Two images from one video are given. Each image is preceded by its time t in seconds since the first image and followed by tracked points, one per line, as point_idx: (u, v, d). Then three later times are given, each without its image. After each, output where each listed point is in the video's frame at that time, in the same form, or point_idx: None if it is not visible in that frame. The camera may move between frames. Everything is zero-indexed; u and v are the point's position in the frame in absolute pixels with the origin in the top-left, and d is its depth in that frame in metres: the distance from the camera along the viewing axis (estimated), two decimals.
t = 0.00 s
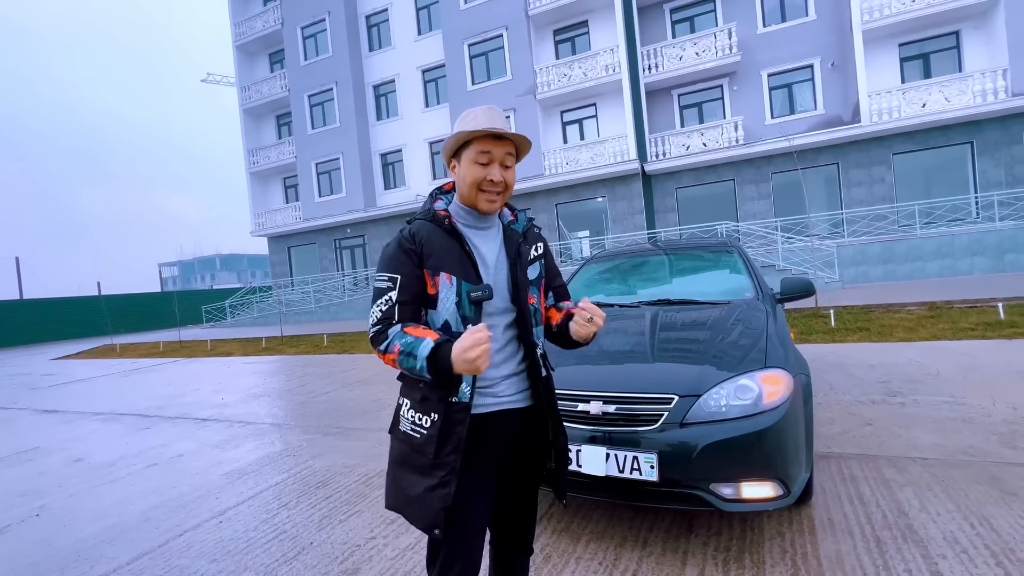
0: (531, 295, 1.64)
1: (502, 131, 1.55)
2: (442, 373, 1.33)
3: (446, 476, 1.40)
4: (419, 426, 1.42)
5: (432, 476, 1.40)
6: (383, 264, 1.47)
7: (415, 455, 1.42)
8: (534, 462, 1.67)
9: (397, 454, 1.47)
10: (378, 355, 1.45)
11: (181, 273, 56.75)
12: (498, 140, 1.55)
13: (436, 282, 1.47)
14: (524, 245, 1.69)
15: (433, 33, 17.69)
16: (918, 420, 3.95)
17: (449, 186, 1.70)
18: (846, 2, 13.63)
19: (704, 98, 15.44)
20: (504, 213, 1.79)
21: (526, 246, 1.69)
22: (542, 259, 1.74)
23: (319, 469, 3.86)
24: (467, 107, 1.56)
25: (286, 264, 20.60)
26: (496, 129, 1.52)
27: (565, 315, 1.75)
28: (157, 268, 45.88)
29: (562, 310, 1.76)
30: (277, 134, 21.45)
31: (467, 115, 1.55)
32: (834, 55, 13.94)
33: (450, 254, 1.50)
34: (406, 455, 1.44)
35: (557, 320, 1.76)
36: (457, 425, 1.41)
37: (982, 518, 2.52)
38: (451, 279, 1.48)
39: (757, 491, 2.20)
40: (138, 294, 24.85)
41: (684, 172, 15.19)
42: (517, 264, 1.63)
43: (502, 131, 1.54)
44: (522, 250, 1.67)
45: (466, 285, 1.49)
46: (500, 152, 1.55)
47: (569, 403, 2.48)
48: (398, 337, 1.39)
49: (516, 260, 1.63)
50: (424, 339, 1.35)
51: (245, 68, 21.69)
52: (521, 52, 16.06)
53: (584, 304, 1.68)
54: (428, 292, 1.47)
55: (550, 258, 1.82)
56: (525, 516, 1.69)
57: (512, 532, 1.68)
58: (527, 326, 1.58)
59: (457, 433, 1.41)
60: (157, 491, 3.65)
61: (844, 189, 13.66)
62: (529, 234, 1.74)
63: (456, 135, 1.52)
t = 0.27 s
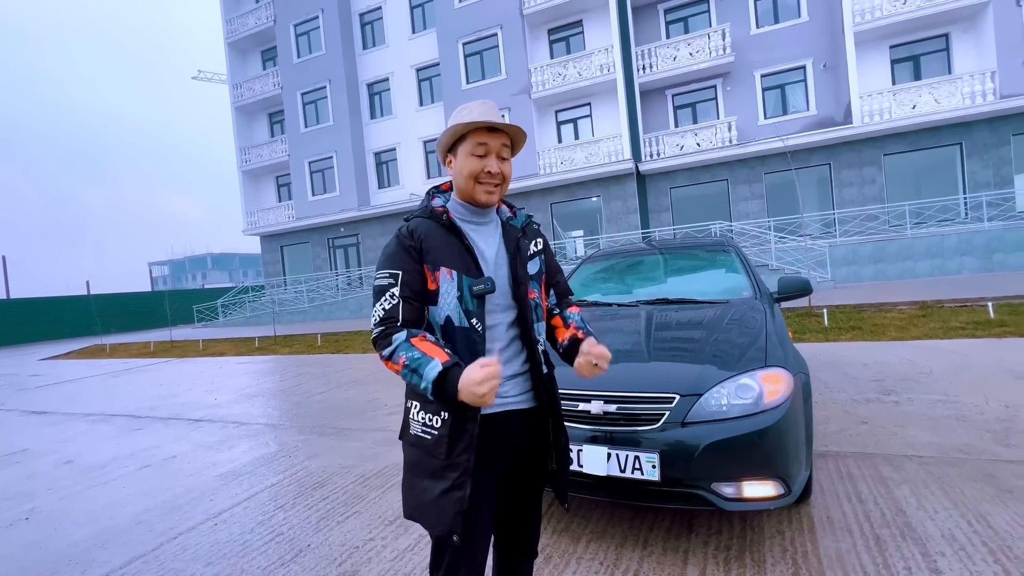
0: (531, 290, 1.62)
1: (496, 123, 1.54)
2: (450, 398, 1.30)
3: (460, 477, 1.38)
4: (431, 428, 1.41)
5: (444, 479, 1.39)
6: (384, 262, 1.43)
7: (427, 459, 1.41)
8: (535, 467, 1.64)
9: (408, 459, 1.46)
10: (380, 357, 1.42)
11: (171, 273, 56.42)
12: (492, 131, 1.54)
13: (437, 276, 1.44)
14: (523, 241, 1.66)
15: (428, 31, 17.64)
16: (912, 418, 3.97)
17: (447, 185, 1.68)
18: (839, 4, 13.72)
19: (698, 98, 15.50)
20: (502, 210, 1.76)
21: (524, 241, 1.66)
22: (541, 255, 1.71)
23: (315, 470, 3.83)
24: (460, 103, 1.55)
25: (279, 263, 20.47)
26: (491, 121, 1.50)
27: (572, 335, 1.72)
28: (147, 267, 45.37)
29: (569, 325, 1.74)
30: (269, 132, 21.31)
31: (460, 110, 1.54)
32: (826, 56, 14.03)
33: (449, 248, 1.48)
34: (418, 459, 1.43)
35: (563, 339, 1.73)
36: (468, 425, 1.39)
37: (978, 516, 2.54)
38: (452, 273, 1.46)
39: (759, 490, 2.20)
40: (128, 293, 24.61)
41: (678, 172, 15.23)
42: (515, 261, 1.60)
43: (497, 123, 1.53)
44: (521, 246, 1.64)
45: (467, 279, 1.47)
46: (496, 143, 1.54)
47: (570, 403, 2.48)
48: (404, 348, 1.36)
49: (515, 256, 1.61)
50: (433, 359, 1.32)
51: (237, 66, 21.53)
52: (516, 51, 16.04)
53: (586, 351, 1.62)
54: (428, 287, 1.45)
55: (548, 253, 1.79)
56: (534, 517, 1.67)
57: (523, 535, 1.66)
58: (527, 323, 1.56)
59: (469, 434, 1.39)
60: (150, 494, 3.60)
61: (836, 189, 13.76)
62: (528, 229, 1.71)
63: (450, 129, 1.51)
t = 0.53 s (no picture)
0: (540, 291, 1.62)
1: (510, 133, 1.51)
2: (445, 378, 1.29)
3: (462, 480, 1.37)
4: (431, 429, 1.39)
5: (445, 481, 1.37)
6: (384, 261, 1.41)
7: (427, 461, 1.39)
8: (537, 470, 1.62)
9: (406, 460, 1.44)
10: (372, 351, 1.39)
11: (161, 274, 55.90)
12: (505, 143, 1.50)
13: (442, 278, 1.42)
14: (534, 241, 1.66)
15: (422, 30, 17.59)
16: (907, 418, 3.99)
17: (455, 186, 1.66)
18: (831, 6, 13.83)
19: (691, 99, 15.56)
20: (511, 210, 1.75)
21: (535, 241, 1.67)
22: (549, 256, 1.71)
23: (311, 472, 3.80)
24: (475, 107, 1.52)
25: (271, 262, 20.33)
26: (507, 133, 1.47)
27: (565, 313, 1.72)
28: (137, 267, 44.80)
29: (564, 307, 1.73)
30: (261, 131, 21.16)
31: (476, 115, 1.50)
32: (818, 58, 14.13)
33: (453, 250, 1.46)
34: (417, 460, 1.41)
35: (558, 319, 1.72)
36: (471, 426, 1.38)
37: (976, 514, 2.56)
38: (458, 275, 1.43)
39: (761, 491, 2.20)
40: (117, 293, 24.34)
41: (672, 173, 15.29)
42: (526, 261, 1.60)
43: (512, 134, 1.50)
44: (532, 247, 1.64)
45: (473, 281, 1.45)
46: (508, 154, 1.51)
47: (572, 403, 2.47)
48: (396, 336, 1.34)
49: (526, 256, 1.61)
50: (427, 341, 1.31)
51: (228, 64, 21.36)
52: (510, 50, 16.03)
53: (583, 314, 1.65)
54: (433, 288, 1.42)
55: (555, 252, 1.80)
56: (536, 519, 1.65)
57: (523, 538, 1.64)
58: (534, 324, 1.55)
59: (471, 436, 1.38)
60: (143, 497, 3.56)
61: (828, 191, 13.87)
62: (538, 230, 1.71)
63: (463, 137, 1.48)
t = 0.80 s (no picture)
0: (542, 289, 1.61)
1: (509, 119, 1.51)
2: (467, 386, 1.27)
3: (473, 480, 1.36)
4: (442, 430, 1.38)
5: (457, 483, 1.36)
6: (393, 263, 1.40)
7: (439, 462, 1.38)
8: (547, 468, 1.62)
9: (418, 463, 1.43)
10: (390, 358, 1.38)
11: (152, 274, 55.34)
12: (505, 127, 1.51)
13: (449, 278, 1.41)
14: (533, 240, 1.65)
15: (416, 29, 17.54)
16: (900, 416, 4.03)
17: (456, 183, 1.65)
18: (822, 8, 13.93)
19: (685, 99, 15.62)
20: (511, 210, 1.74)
21: (535, 240, 1.67)
22: (550, 254, 1.71)
23: (307, 472, 3.77)
24: (474, 100, 1.53)
25: (263, 262, 20.21)
26: (504, 117, 1.48)
27: (580, 316, 1.73)
28: (127, 265, 44.32)
29: (576, 310, 1.74)
30: (254, 129, 21.02)
31: (473, 107, 1.51)
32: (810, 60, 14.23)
33: (459, 248, 1.45)
34: (429, 463, 1.40)
35: (573, 322, 1.73)
36: (482, 427, 1.37)
37: (970, 511, 2.58)
38: (464, 273, 1.43)
39: (761, 488, 2.21)
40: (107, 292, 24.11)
41: (665, 173, 15.35)
42: (526, 260, 1.59)
43: (511, 120, 1.50)
44: (531, 246, 1.63)
45: (480, 279, 1.45)
46: (509, 140, 1.51)
47: (572, 402, 2.47)
48: (416, 343, 1.33)
49: (527, 255, 1.60)
50: (448, 349, 1.30)
51: (220, 61, 21.20)
52: (504, 50, 16.03)
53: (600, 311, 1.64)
54: (441, 288, 1.42)
55: (557, 252, 1.79)
56: (545, 518, 1.65)
57: (534, 538, 1.64)
58: (538, 322, 1.54)
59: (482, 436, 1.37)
60: (136, 498, 3.52)
61: (819, 191, 13.97)
62: (538, 228, 1.70)
63: (462, 125, 1.49)
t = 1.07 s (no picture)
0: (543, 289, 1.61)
1: (513, 119, 1.51)
2: (471, 384, 1.28)
3: (478, 478, 1.36)
4: (445, 429, 1.38)
5: (461, 481, 1.36)
6: (396, 261, 1.40)
7: (443, 461, 1.38)
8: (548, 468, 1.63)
9: (420, 462, 1.43)
10: (393, 357, 1.38)
11: (144, 274, 54.90)
12: (509, 127, 1.51)
13: (453, 276, 1.41)
14: (535, 240, 1.66)
15: (411, 29, 17.53)
16: (894, 416, 4.06)
17: (459, 182, 1.65)
18: (816, 12, 14.03)
19: (680, 101, 15.68)
20: (513, 210, 1.74)
21: (537, 240, 1.67)
22: (551, 255, 1.71)
23: (303, 473, 3.76)
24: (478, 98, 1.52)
25: (258, 262, 20.12)
26: (508, 117, 1.48)
27: (578, 319, 1.73)
28: (120, 265, 44.01)
29: (575, 312, 1.74)
30: (248, 128, 20.93)
31: (476, 107, 1.51)
32: (804, 62, 14.32)
33: (462, 246, 1.45)
34: (432, 462, 1.40)
35: (571, 324, 1.73)
36: (486, 425, 1.37)
37: (965, 509, 2.60)
38: (468, 271, 1.43)
39: (759, 487, 2.22)
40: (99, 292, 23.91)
41: (661, 174, 15.40)
42: (529, 260, 1.59)
43: (514, 120, 1.50)
44: (534, 246, 1.63)
45: (483, 277, 1.45)
46: (512, 140, 1.51)
47: (572, 402, 2.47)
48: (419, 341, 1.33)
49: (528, 255, 1.60)
50: (452, 347, 1.30)
51: (215, 60, 21.09)
52: (500, 50, 16.03)
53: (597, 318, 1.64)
54: (444, 286, 1.41)
55: (557, 253, 1.79)
56: (546, 517, 1.66)
57: (535, 537, 1.64)
58: (539, 322, 1.54)
59: (487, 434, 1.38)
60: (130, 500, 3.49)
61: (813, 193, 14.05)
62: (540, 229, 1.71)
63: (466, 125, 1.48)
